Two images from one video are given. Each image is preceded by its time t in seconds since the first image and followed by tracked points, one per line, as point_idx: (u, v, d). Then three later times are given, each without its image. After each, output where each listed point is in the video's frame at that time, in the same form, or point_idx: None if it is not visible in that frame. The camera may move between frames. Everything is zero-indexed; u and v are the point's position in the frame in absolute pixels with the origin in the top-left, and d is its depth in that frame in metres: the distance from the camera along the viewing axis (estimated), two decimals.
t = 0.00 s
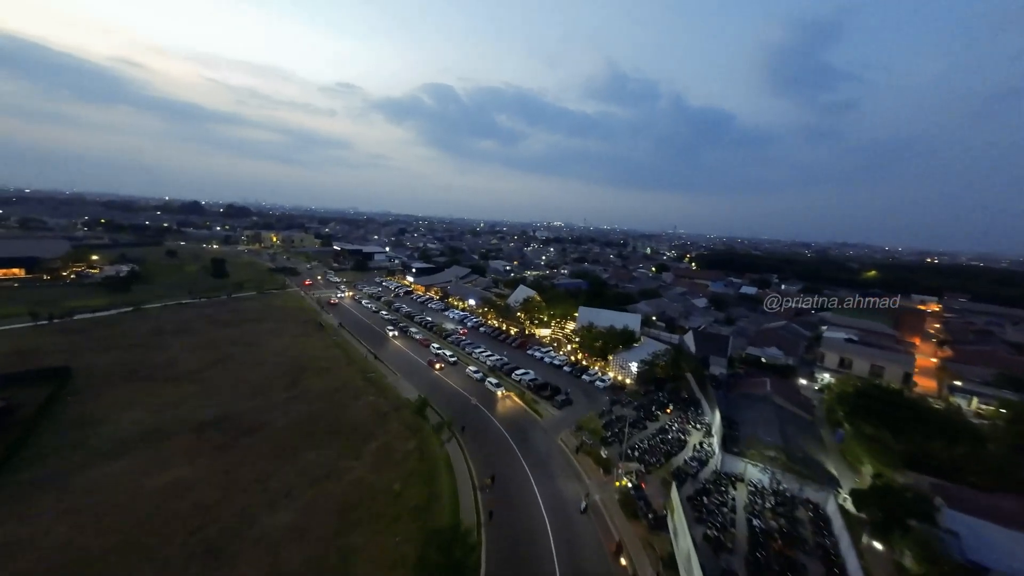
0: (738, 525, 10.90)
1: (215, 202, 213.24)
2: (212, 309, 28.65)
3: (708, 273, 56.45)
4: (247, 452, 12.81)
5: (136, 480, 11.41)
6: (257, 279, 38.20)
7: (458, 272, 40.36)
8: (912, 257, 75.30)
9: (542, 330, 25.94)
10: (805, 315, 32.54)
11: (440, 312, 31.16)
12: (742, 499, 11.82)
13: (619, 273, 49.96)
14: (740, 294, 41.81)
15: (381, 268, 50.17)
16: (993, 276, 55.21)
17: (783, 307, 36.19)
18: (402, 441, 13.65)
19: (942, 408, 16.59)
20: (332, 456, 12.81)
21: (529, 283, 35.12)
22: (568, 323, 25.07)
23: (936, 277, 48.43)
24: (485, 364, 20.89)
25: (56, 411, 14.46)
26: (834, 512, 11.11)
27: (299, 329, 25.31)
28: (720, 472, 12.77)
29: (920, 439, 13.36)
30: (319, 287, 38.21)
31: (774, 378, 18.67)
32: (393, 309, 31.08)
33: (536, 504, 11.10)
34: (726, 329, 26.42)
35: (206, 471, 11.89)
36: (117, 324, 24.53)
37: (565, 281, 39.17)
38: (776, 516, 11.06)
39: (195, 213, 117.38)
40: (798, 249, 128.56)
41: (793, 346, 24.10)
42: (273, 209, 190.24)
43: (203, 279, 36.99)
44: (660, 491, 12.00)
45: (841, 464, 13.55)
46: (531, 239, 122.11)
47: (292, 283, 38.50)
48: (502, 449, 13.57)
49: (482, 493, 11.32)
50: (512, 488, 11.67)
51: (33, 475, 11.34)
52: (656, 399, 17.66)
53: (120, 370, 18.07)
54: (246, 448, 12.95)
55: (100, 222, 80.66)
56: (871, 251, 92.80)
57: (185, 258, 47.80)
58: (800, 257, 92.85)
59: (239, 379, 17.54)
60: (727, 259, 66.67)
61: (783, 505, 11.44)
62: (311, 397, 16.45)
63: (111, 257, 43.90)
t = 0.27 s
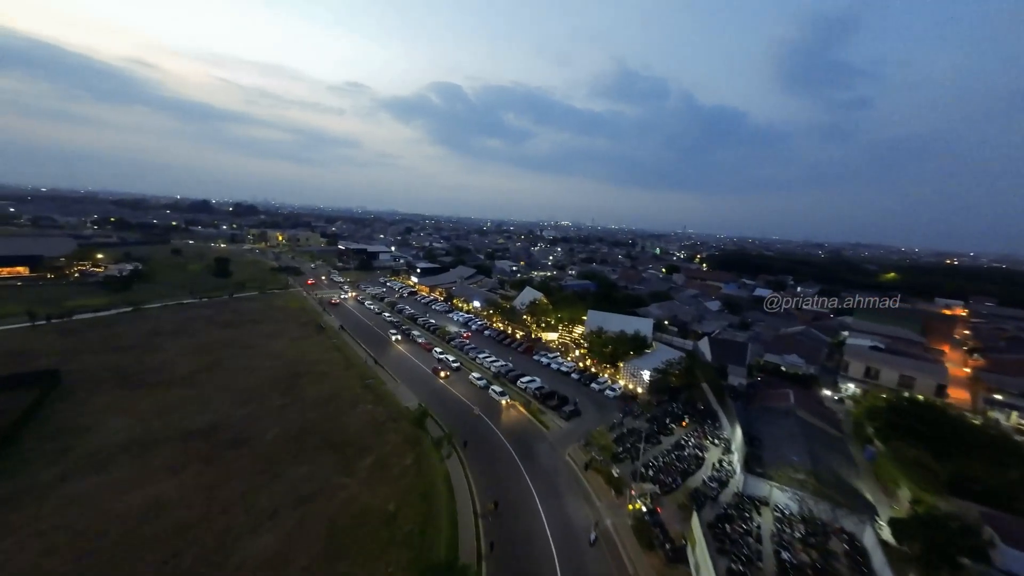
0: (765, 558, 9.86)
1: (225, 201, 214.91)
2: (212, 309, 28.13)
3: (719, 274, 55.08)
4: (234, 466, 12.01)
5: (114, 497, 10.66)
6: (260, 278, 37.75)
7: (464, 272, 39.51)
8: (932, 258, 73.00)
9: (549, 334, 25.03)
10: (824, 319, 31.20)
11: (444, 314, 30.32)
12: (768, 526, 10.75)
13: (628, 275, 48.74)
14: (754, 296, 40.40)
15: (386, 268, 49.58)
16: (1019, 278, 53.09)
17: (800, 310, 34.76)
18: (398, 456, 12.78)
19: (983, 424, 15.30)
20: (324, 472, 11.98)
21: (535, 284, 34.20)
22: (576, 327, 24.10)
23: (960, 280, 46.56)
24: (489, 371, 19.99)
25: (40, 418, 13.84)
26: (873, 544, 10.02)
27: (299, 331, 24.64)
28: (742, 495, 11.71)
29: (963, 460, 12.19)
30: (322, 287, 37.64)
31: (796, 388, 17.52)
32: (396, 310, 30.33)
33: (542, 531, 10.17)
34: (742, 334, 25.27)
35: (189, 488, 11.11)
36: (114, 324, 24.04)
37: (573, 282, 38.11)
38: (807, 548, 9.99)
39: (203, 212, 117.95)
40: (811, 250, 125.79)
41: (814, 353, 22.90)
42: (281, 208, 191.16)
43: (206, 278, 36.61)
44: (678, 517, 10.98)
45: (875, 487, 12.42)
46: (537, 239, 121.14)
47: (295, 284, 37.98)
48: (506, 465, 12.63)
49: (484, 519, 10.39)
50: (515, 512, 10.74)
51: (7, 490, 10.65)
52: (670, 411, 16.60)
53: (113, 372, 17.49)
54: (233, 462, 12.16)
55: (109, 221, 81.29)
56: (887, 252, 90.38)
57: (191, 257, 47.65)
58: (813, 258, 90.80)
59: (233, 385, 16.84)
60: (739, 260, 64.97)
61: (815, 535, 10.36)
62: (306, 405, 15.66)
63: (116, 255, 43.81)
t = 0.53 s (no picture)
0: None
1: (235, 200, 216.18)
2: (212, 310, 27.61)
3: (731, 276, 53.68)
4: (219, 482, 11.23)
5: (88, 517, 9.92)
6: (263, 278, 37.29)
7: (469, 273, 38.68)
8: (952, 259, 70.67)
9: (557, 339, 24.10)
10: (845, 325, 29.87)
11: (448, 316, 29.51)
12: (800, 560, 9.69)
13: (637, 276, 47.55)
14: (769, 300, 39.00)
15: (391, 268, 48.98)
16: None
17: (817, 315, 33.38)
18: (395, 472, 11.92)
19: None
20: (315, 489, 11.15)
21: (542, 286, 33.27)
22: (585, 331, 23.13)
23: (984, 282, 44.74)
24: (493, 378, 19.07)
25: (23, 426, 13.23)
26: None
27: (298, 333, 23.98)
28: (769, 523, 10.66)
29: (1015, 486, 11.03)
30: (325, 288, 37.08)
31: (822, 401, 16.39)
32: (399, 312, 29.57)
33: (549, 563, 9.21)
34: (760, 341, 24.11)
35: (170, 507, 10.34)
36: (112, 325, 23.58)
37: (581, 284, 37.10)
38: None
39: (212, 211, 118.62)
40: (825, 250, 123.11)
41: (837, 362, 21.73)
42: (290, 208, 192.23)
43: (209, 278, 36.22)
44: (699, 547, 9.96)
45: (916, 515, 11.29)
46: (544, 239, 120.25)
47: (299, 284, 37.47)
48: (510, 485, 11.72)
49: (484, 549, 9.46)
50: (520, 540, 9.80)
51: None
52: (685, 424, 15.55)
53: (105, 375, 16.91)
54: (219, 478, 11.38)
55: (119, 220, 81.74)
56: (904, 253, 87.90)
57: (196, 256, 47.44)
58: (827, 259, 88.72)
59: (227, 391, 16.14)
60: (752, 261, 63.34)
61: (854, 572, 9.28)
62: (300, 413, 14.88)
63: (122, 254, 43.72)
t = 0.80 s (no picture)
0: None
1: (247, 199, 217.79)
2: (213, 310, 27.06)
3: (746, 278, 52.01)
4: (201, 504, 10.40)
5: (58, 542, 9.16)
6: (268, 278, 36.86)
7: (476, 274, 37.74)
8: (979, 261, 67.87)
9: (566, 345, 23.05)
10: (872, 332, 28.27)
11: (454, 319, 28.59)
12: None
13: (648, 278, 46.18)
14: (787, 304, 37.46)
15: (397, 268, 48.30)
16: None
17: (841, 321, 31.72)
18: (390, 494, 10.99)
19: None
20: (303, 514, 10.29)
21: (551, 288, 32.18)
22: (596, 337, 22.06)
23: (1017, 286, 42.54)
24: (499, 387, 18.06)
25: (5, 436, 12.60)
26: None
27: (299, 336, 23.26)
28: (805, 562, 9.48)
29: None
30: (330, 289, 36.44)
31: (855, 418, 15.08)
32: (403, 314, 28.71)
33: None
34: (782, 350, 22.76)
35: (145, 533, 9.54)
36: (111, 326, 23.11)
37: (591, 286, 35.93)
38: None
39: (223, 210, 119.52)
40: (842, 252, 119.90)
41: (867, 374, 20.33)
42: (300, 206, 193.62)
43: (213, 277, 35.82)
44: None
45: (972, 554, 10.00)
46: (553, 238, 119.12)
47: (303, 285, 36.95)
48: (515, 509, 10.74)
49: None
50: None
51: None
52: (706, 442, 14.37)
53: (96, 380, 16.32)
54: (201, 499, 10.56)
55: (131, 218, 82.33)
56: (927, 254, 84.90)
57: (203, 255, 47.33)
58: (845, 260, 86.14)
59: (219, 399, 15.41)
60: (767, 262, 61.36)
61: None
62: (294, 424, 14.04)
63: (129, 253, 43.69)
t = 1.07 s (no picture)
0: None
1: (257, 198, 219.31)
2: (214, 312, 26.60)
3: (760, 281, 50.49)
4: (183, 528, 9.69)
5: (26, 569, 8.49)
6: (272, 279, 36.45)
7: (482, 275, 36.89)
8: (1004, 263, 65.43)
9: (575, 351, 22.10)
10: (897, 338, 26.85)
11: (459, 322, 27.78)
12: None
13: (658, 279, 44.92)
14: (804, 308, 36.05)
15: (403, 269, 47.67)
16: None
17: (862, 327, 30.27)
18: (385, 518, 10.18)
19: None
20: (290, 540, 9.53)
21: (558, 291, 31.23)
22: (606, 343, 21.08)
23: None
24: (503, 396, 17.17)
25: None
26: None
27: (299, 340, 22.65)
28: None
29: None
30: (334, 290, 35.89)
31: (888, 435, 13.93)
32: (407, 317, 27.97)
33: None
34: (802, 359, 21.57)
35: (121, 559, 8.85)
36: (110, 329, 22.71)
37: (599, 288, 34.87)
38: None
39: (232, 210, 120.26)
40: (858, 253, 116.84)
41: (896, 385, 19.05)
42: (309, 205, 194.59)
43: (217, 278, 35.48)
44: None
45: None
46: (560, 238, 117.91)
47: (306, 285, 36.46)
48: (520, 537, 9.85)
49: None
50: None
51: None
52: (726, 460, 13.33)
53: (87, 387, 15.80)
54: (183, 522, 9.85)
55: (141, 218, 83.04)
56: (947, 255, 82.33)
57: (208, 255, 47.19)
58: (861, 262, 83.86)
59: (212, 408, 14.77)
60: (782, 263, 59.59)
61: None
62: (287, 436, 13.32)
63: (135, 253, 43.66)
